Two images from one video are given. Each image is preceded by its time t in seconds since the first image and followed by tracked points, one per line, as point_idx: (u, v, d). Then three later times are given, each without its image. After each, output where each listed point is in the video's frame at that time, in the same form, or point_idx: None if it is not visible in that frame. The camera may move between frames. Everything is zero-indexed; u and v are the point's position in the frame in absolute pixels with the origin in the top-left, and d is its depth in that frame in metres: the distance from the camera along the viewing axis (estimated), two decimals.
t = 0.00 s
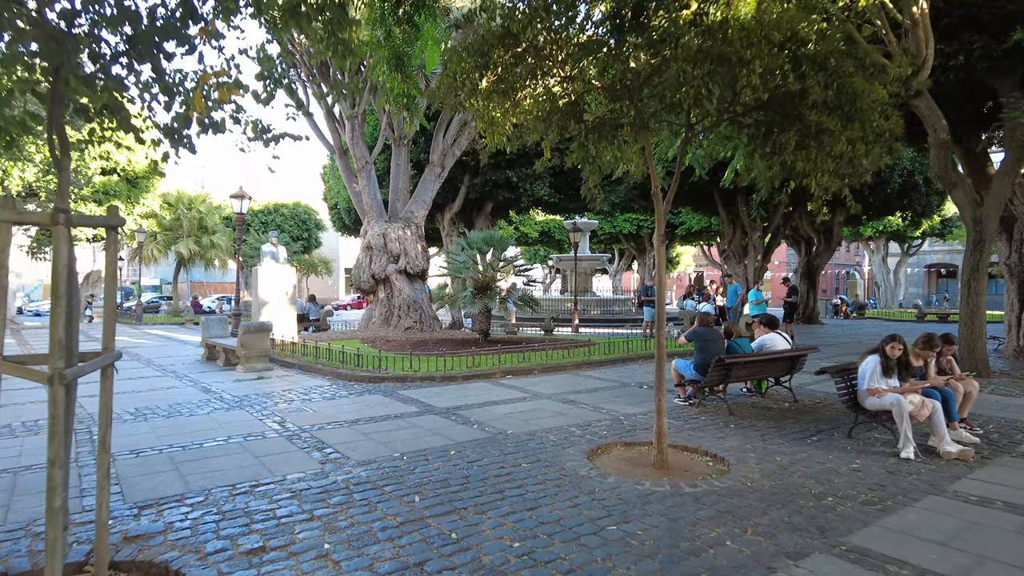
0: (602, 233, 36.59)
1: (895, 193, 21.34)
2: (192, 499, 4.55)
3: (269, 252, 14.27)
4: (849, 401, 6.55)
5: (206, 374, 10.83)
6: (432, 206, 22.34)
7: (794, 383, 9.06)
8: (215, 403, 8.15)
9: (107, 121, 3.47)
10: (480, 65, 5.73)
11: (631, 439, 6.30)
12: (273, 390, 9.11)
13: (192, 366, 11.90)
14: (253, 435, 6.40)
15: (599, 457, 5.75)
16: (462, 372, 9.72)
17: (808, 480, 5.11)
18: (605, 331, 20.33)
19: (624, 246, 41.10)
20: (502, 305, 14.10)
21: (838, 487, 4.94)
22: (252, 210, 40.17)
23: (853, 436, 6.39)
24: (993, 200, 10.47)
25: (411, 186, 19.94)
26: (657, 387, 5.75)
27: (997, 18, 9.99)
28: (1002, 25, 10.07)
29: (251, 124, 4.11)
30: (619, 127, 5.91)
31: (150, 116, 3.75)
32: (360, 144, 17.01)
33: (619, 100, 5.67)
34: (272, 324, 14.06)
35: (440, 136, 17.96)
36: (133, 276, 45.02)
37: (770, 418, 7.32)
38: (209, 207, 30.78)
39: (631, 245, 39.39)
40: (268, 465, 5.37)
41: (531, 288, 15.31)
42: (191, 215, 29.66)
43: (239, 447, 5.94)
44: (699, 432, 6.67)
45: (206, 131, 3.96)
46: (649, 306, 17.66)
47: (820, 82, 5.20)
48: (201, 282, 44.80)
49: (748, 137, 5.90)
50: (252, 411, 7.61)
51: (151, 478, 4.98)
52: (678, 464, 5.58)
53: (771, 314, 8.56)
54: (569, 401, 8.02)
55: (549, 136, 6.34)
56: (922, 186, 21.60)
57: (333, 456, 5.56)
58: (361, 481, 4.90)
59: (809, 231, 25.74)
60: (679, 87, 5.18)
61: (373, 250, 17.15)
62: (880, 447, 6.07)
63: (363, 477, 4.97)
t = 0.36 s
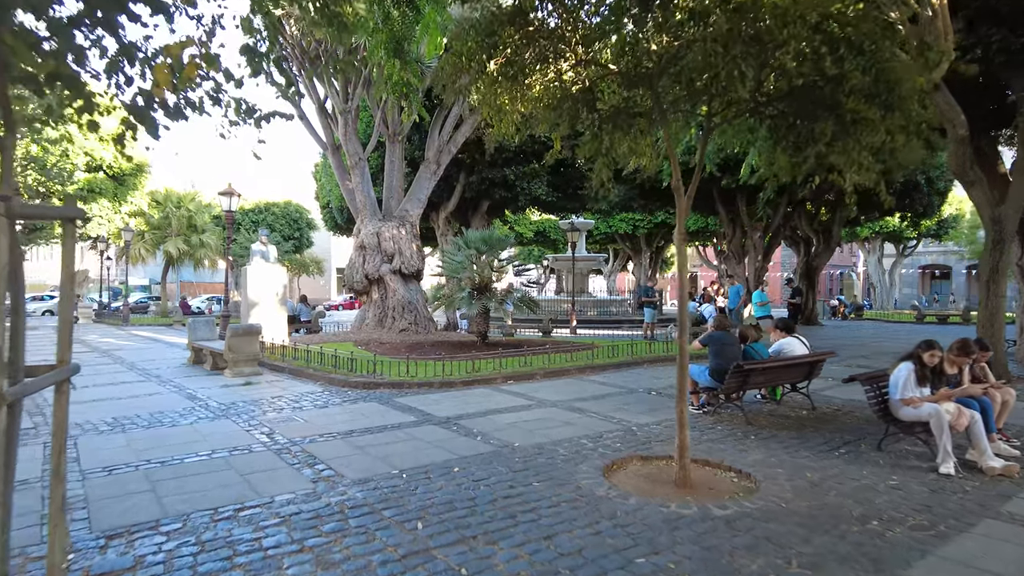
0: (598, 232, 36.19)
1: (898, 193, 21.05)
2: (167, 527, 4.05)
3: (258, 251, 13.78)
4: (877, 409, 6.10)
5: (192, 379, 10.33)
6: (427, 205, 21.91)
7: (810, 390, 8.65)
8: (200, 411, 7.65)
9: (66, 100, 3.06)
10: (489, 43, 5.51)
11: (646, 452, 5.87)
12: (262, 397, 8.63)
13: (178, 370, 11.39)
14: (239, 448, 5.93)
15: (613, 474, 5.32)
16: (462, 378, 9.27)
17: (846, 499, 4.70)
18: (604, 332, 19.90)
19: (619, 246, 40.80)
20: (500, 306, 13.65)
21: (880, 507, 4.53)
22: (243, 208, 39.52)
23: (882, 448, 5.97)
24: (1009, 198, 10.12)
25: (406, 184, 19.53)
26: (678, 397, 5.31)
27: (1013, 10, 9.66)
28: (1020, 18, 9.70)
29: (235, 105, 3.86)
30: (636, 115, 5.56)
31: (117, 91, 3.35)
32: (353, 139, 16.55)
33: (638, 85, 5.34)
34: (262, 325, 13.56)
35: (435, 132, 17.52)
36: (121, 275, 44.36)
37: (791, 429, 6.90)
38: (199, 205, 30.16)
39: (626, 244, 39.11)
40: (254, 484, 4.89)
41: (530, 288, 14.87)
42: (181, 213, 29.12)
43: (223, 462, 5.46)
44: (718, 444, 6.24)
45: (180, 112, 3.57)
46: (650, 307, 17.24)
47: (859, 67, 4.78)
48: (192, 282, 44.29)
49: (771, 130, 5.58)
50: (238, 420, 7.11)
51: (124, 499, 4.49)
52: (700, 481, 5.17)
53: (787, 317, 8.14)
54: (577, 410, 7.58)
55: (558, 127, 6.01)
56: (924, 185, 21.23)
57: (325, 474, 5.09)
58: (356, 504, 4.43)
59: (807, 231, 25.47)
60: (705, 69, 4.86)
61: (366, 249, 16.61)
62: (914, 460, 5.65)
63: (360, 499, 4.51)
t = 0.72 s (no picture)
0: (601, 231, 35.64)
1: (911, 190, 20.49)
2: (136, 560, 3.52)
3: (253, 248, 13.25)
4: (924, 419, 5.57)
5: (183, 383, 9.81)
6: (428, 202, 21.41)
7: (839, 395, 8.12)
8: (186, 418, 7.13)
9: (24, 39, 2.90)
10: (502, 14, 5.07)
11: (672, 468, 5.35)
12: (255, 403, 8.12)
13: (168, 374, 10.87)
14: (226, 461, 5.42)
15: (638, 493, 4.81)
16: (467, 382, 8.75)
17: (903, 524, 4.17)
18: (610, 332, 19.38)
19: (623, 244, 40.31)
20: (505, 306, 13.11)
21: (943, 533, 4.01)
22: (241, 206, 38.99)
23: (930, 462, 5.44)
24: None
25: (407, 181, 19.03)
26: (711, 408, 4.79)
27: None
28: None
29: (204, 71, 3.99)
30: (663, 94, 5.15)
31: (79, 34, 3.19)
32: (352, 133, 16.03)
33: (664, 61, 4.95)
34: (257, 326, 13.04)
35: (437, 127, 17.00)
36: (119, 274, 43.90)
37: (825, 439, 6.38)
38: (196, 203, 29.62)
39: (630, 243, 38.61)
40: (239, 505, 4.37)
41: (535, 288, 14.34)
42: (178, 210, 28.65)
43: (207, 479, 4.94)
44: (749, 458, 5.72)
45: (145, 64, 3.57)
46: (658, 307, 16.71)
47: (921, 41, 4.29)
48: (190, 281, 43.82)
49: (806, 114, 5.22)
50: (228, 429, 6.59)
51: (91, 525, 3.97)
52: (735, 501, 4.65)
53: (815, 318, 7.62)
54: (592, 418, 7.06)
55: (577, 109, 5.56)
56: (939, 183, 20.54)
57: (319, 494, 4.57)
58: (352, 530, 3.91)
59: (816, 229, 24.93)
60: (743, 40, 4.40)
61: (365, 248, 16.07)
62: (968, 476, 5.13)
63: (357, 525, 3.98)
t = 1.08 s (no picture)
0: (607, 230, 35.14)
1: (929, 186, 19.88)
2: None
3: (253, 246, 12.77)
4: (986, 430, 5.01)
5: (177, 387, 9.32)
6: (432, 200, 20.96)
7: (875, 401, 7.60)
8: (178, 426, 6.65)
9: None
10: None
11: (707, 485, 4.86)
12: (251, 408, 7.62)
13: (163, 376, 10.40)
14: (218, 475, 4.94)
15: (674, 514, 4.31)
16: (477, 386, 8.25)
17: (979, 551, 3.67)
18: (620, 332, 18.89)
19: (628, 244, 39.84)
20: (515, 306, 12.59)
21: None
22: (243, 206, 38.59)
23: (991, 476, 4.93)
24: None
25: (411, 178, 18.61)
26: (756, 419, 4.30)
27: None
28: None
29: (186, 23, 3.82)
30: (697, 72, 4.79)
31: None
32: (354, 128, 15.57)
33: (699, 35, 4.60)
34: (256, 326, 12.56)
35: (442, 122, 16.51)
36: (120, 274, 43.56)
37: (870, 449, 5.87)
38: (196, 202, 29.20)
39: (635, 242, 38.11)
40: (229, 529, 3.89)
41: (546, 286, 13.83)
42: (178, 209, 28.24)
43: (194, 497, 4.46)
44: (789, 472, 5.22)
45: None
46: (670, 306, 16.19)
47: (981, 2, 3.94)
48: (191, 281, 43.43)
49: (850, 95, 4.87)
50: (221, 438, 6.10)
51: (59, 555, 3.49)
52: (783, 523, 4.17)
53: (853, 318, 7.09)
54: (612, 426, 6.57)
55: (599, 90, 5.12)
56: (956, 180, 19.86)
57: (319, 516, 4.09)
58: (356, 561, 3.44)
59: (827, 227, 24.40)
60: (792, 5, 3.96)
61: (369, 246, 15.62)
62: None
63: (361, 555, 3.49)
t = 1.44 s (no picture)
0: (614, 230, 34.60)
1: (948, 184, 19.25)
2: None
3: (251, 246, 12.30)
4: None
5: (168, 394, 8.85)
6: (437, 199, 20.48)
7: (914, 412, 7.06)
8: (163, 440, 6.14)
9: None
10: None
11: (746, 512, 4.34)
12: (244, 419, 7.14)
13: (156, 383, 9.94)
14: (200, 501, 4.42)
15: (712, 548, 3.80)
16: (486, 395, 7.73)
17: None
18: (629, 335, 18.35)
19: (636, 244, 39.27)
20: (523, 308, 12.06)
21: None
22: (245, 206, 38.17)
23: None
24: None
25: (415, 176, 18.13)
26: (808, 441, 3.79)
27: None
28: None
29: None
30: (736, 50, 4.29)
31: None
32: (357, 125, 15.05)
33: (737, 9, 4.10)
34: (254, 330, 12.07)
35: (447, 118, 15.96)
36: (122, 275, 43.24)
37: (919, 469, 5.34)
38: (197, 201, 28.72)
39: (643, 243, 37.54)
40: (206, 568, 3.40)
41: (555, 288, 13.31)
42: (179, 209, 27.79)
43: (172, 526, 3.98)
44: (834, 496, 4.70)
45: None
46: (683, 309, 15.65)
47: None
48: (193, 282, 43.05)
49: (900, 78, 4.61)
50: (208, 454, 5.60)
51: None
52: (838, 560, 3.65)
53: (892, 323, 6.57)
54: (632, 441, 6.04)
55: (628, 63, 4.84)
56: (976, 177, 19.21)
57: (310, 552, 3.59)
58: None
59: (840, 227, 23.81)
60: None
61: (371, 246, 15.14)
62: None
63: None
